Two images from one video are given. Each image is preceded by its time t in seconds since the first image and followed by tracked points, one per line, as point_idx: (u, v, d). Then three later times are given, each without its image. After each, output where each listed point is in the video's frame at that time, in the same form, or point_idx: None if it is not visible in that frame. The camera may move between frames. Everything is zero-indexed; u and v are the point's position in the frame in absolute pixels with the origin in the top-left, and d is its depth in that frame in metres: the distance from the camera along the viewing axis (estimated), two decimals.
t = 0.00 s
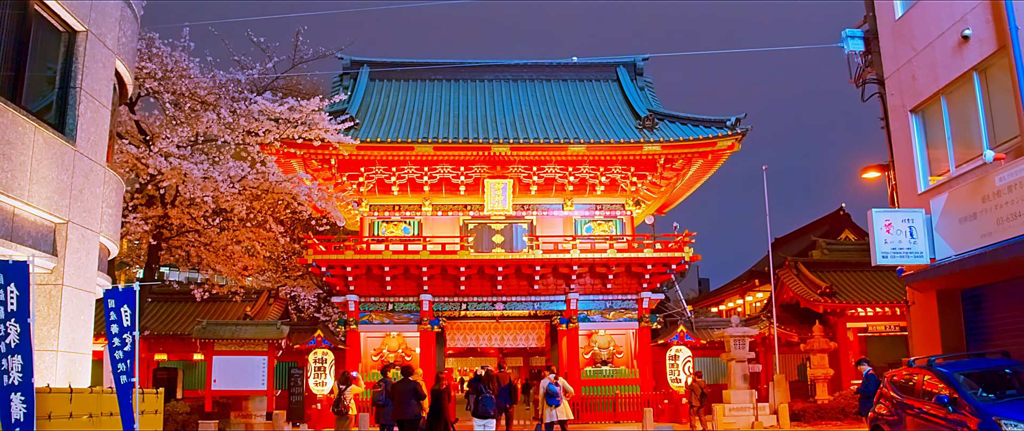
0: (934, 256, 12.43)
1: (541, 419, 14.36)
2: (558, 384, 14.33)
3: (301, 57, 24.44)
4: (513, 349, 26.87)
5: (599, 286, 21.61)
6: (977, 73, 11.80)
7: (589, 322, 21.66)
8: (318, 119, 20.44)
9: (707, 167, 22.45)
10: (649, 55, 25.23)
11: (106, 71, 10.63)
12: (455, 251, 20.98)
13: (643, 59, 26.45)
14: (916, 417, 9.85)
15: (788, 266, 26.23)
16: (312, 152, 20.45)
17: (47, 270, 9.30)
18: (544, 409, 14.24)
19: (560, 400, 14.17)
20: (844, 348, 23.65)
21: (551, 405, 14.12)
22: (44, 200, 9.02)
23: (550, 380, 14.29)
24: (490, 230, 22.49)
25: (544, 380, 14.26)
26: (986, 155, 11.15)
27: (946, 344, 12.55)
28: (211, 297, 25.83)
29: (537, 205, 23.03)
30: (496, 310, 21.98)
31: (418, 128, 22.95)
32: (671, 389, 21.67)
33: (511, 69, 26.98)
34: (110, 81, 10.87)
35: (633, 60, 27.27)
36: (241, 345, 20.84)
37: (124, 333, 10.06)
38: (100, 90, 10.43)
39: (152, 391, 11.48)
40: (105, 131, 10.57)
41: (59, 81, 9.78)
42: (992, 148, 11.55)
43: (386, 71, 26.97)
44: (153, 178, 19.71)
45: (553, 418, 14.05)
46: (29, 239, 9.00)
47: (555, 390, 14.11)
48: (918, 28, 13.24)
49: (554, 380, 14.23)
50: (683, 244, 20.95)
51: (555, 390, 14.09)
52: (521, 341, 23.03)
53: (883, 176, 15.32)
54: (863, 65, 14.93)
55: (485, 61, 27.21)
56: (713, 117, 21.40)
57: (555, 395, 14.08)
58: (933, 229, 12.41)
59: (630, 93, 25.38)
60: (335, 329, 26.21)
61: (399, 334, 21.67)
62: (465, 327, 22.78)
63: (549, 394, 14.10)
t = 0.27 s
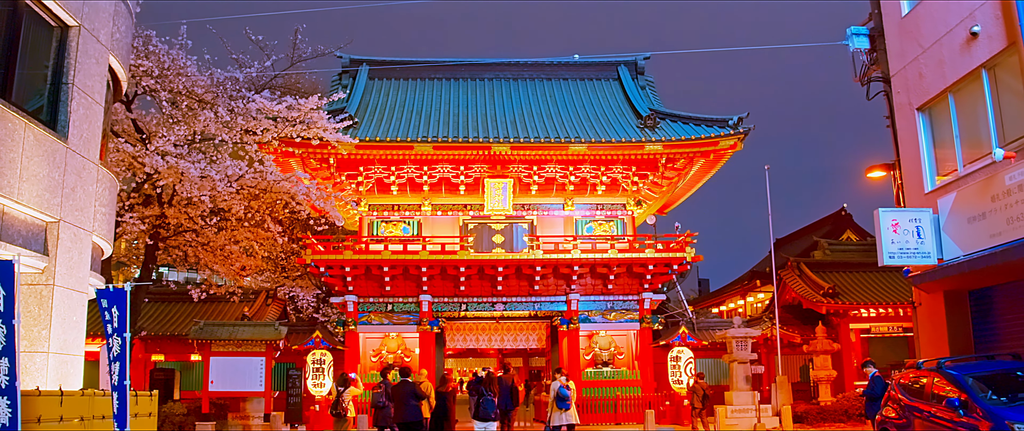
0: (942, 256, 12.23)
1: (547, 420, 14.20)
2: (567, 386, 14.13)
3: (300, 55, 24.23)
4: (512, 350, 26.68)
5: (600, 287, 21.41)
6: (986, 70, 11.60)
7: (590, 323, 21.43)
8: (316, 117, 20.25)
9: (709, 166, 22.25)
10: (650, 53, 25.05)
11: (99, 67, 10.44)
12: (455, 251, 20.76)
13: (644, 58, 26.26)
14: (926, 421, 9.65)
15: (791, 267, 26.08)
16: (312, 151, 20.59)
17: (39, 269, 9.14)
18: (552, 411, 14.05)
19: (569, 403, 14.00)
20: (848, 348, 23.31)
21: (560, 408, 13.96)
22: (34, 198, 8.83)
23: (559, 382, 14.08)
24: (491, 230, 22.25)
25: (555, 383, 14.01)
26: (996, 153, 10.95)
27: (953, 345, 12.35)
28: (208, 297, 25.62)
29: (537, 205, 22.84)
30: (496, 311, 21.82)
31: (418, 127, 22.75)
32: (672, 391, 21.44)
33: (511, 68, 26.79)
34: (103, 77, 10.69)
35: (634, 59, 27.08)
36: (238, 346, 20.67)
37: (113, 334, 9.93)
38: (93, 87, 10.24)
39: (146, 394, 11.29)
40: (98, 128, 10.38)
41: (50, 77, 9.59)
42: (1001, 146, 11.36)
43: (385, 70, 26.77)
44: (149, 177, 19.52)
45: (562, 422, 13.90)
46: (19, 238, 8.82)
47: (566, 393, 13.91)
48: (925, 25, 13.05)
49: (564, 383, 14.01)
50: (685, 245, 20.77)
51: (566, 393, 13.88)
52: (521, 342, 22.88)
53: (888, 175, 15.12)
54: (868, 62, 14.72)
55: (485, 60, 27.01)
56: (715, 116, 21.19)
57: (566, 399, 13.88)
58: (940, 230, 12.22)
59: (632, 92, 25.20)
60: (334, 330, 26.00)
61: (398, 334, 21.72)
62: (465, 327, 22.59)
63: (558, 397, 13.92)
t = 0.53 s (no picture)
0: (951, 256, 12.02)
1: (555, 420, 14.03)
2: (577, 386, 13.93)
3: (300, 53, 24.01)
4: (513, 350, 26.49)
5: (602, 287, 21.19)
6: (997, 67, 11.39)
7: (592, 324, 21.20)
8: (315, 115, 19.94)
9: (712, 165, 22.05)
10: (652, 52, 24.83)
11: (94, 62, 10.25)
12: (455, 251, 20.53)
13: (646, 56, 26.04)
14: (938, 424, 9.44)
15: (794, 267, 25.95)
16: (311, 150, 20.31)
17: (30, 268, 8.98)
18: (562, 412, 13.86)
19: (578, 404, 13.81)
20: (852, 349, 23.13)
21: (569, 409, 13.78)
22: (25, 195, 8.63)
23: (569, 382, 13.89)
24: (491, 229, 21.89)
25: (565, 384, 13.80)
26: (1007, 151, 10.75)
27: (963, 347, 12.14)
28: (206, 297, 25.43)
29: (538, 204, 22.65)
30: (497, 312, 21.65)
31: (418, 126, 22.54)
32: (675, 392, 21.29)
33: (512, 66, 26.59)
34: (97, 73, 10.49)
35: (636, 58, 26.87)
36: (236, 347, 20.49)
37: (103, 336, 9.53)
38: (87, 82, 10.06)
39: (140, 396, 11.05)
40: (92, 124, 10.19)
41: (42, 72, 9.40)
42: (1011, 144, 11.14)
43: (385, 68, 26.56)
44: (147, 176, 19.31)
45: (572, 422, 13.73)
46: (9, 236, 8.63)
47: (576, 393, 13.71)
48: (934, 22, 12.84)
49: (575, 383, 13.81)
50: (687, 244, 20.58)
51: (576, 394, 13.67)
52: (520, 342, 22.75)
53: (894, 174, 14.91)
54: (874, 59, 14.51)
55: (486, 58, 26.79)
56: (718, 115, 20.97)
57: (576, 400, 13.69)
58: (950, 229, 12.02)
59: (634, 91, 24.99)
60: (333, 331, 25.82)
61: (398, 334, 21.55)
62: (465, 328, 22.39)
63: (568, 397, 13.73)
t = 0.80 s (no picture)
0: (960, 255, 11.83)
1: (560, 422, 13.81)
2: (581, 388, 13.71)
3: (298, 51, 23.80)
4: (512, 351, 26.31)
5: (603, 287, 20.97)
6: (1006, 63, 11.19)
7: (593, 324, 20.98)
8: (314, 114, 19.72)
9: (715, 164, 21.85)
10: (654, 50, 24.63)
11: (87, 57, 10.13)
12: (455, 250, 20.31)
13: (648, 55, 25.83)
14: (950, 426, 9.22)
15: (796, 267, 25.79)
16: (310, 149, 20.09)
17: (20, 267, 8.84)
18: (565, 414, 13.65)
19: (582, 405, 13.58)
20: (855, 350, 22.91)
21: (573, 411, 13.55)
22: (15, 192, 8.48)
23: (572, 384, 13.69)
24: (492, 228, 21.74)
25: (568, 385, 13.60)
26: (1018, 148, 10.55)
27: (972, 348, 11.94)
28: (204, 297, 25.22)
29: (539, 203, 22.43)
30: (497, 312, 21.43)
31: (417, 125, 22.33)
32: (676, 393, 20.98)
33: (512, 64, 26.38)
34: (89, 68, 10.36)
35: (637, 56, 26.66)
36: (234, 347, 20.28)
37: (93, 337, 9.36)
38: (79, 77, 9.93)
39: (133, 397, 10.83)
40: (85, 120, 10.07)
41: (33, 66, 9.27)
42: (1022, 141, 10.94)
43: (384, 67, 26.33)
44: (143, 175, 19.09)
45: (575, 424, 13.50)
46: None
47: (579, 395, 13.49)
48: (942, 17, 12.65)
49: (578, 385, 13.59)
50: (689, 244, 20.35)
51: (579, 395, 13.47)
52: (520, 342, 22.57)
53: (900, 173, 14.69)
54: (880, 55, 14.27)
55: (486, 56, 26.58)
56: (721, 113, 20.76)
57: (579, 401, 13.47)
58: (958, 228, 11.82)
59: (635, 90, 24.79)
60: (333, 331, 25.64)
61: (397, 335, 21.39)
62: (465, 328, 22.18)
63: (572, 399, 13.51)
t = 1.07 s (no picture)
0: (968, 251, 11.65)
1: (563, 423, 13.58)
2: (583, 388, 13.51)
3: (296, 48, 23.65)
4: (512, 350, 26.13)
5: (604, 285, 20.77)
6: (1016, 54, 10.97)
7: (594, 322, 20.77)
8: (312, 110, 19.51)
9: (716, 161, 21.66)
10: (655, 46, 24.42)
11: (79, 48, 10.01)
12: (455, 248, 20.10)
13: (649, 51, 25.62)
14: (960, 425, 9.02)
15: (799, 265, 25.65)
16: (308, 145, 19.88)
17: (9, 262, 8.73)
18: (568, 414, 13.43)
19: (584, 405, 13.36)
20: (858, 349, 22.71)
21: (575, 411, 13.33)
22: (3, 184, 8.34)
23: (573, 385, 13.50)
24: (492, 226, 21.68)
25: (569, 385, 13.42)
26: None
27: (980, 345, 11.75)
28: (201, 295, 25.03)
29: (539, 201, 22.20)
30: (497, 310, 21.09)
31: (416, 121, 22.12)
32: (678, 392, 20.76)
33: (512, 61, 26.17)
34: (81, 60, 10.24)
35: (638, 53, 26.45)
36: (232, 346, 20.06)
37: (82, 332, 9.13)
38: (70, 69, 9.80)
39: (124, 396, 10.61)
40: (76, 112, 9.94)
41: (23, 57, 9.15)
42: None
43: (383, 63, 26.13)
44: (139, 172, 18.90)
45: (577, 424, 13.26)
46: None
47: (580, 395, 13.29)
48: (950, 9, 12.44)
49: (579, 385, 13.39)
50: (691, 241, 20.04)
51: (580, 395, 13.25)
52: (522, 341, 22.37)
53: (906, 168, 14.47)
54: (885, 49, 13.97)
55: (486, 53, 26.37)
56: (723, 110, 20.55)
57: (580, 401, 13.26)
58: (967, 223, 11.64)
59: (636, 86, 24.58)
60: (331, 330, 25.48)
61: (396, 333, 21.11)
62: (465, 327, 22.00)
63: (575, 399, 13.29)
